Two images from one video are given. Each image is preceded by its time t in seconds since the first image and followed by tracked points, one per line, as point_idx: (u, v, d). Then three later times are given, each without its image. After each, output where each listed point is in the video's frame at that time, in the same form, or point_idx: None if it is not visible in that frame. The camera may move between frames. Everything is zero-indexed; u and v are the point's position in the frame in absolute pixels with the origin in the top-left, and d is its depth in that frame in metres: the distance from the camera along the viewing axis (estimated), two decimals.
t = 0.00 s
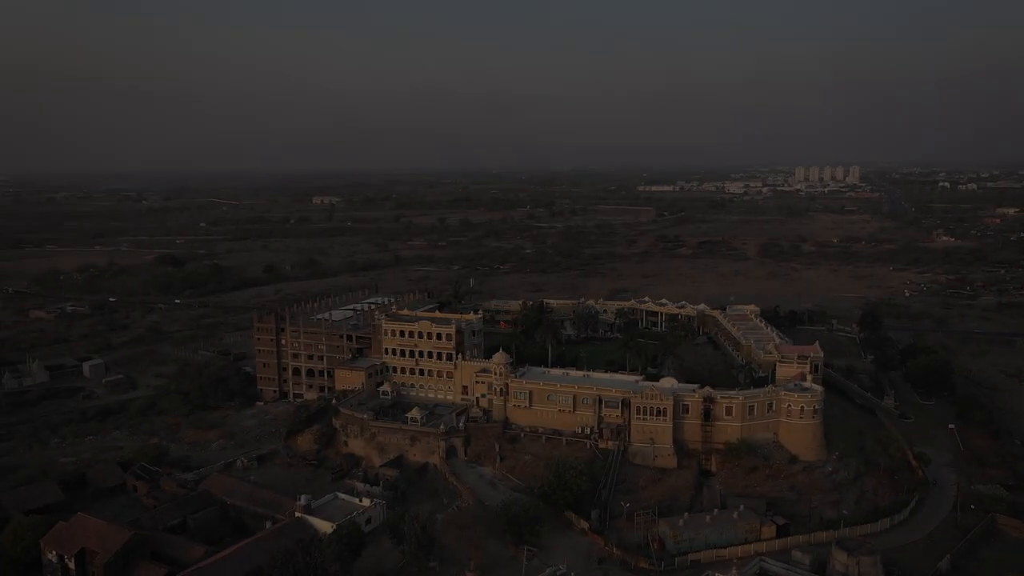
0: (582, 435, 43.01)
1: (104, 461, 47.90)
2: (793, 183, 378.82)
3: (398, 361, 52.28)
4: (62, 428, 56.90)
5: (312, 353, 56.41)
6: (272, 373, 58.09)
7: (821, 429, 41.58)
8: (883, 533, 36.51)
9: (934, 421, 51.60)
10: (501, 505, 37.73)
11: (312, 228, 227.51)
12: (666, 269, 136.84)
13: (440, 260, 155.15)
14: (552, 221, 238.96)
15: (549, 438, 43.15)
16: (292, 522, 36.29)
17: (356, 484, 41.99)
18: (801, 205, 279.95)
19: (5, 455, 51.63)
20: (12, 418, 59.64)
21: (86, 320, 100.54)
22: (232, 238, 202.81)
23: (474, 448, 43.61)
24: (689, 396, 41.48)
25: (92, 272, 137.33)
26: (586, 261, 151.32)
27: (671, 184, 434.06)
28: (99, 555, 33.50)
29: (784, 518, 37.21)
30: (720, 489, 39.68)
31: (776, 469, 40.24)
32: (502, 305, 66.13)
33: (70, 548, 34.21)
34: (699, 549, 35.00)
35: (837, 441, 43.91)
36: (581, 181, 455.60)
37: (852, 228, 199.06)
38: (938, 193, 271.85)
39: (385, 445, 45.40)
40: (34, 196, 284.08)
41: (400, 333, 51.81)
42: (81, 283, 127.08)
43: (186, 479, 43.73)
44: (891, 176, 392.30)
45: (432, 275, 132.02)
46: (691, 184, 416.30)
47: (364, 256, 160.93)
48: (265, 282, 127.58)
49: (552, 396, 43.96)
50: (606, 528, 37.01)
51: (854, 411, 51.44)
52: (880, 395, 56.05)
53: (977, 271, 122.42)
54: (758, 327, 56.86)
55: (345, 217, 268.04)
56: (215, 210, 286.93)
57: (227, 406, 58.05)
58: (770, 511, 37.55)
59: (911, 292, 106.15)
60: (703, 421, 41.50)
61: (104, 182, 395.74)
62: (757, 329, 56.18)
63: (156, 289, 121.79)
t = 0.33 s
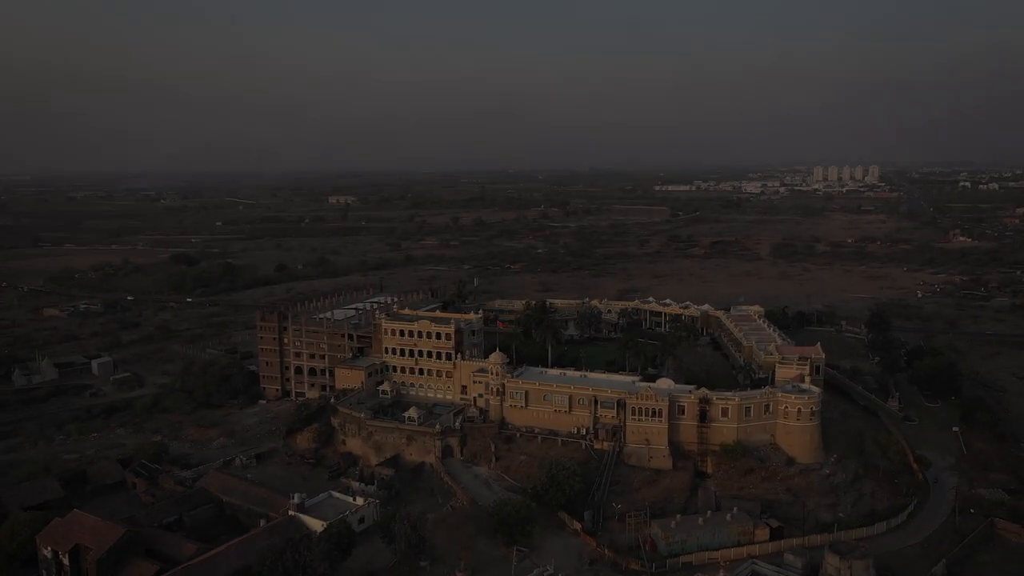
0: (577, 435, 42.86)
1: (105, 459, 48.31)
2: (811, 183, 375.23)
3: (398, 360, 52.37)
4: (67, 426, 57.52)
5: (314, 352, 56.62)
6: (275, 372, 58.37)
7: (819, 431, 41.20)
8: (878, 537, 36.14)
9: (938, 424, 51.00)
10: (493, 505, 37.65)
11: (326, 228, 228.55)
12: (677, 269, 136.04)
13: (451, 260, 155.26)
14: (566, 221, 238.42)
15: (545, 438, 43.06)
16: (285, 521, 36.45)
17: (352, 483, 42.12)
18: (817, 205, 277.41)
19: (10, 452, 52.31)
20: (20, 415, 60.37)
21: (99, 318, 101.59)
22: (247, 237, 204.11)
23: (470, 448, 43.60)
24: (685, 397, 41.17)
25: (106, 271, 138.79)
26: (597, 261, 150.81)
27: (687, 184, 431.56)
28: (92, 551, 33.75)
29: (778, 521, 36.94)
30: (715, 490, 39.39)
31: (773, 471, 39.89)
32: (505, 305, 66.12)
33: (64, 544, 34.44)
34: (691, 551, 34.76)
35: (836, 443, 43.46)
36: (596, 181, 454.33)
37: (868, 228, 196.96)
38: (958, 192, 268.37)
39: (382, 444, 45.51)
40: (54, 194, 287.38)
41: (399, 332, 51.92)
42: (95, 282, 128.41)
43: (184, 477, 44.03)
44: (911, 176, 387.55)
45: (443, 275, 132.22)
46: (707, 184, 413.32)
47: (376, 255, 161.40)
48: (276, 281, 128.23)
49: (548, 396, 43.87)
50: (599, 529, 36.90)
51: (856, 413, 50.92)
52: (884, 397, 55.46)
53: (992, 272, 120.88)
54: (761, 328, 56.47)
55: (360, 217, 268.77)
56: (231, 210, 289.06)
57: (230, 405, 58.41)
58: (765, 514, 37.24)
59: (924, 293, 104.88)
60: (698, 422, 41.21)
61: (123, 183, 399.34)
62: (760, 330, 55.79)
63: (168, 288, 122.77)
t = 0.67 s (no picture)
0: (574, 436, 42.75)
1: (108, 456, 48.82)
2: (830, 182, 371.76)
3: (398, 359, 52.51)
4: (73, 423, 58.18)
5: (317, 351, 56.85)
6: (279, 370, 58.68)
7: (816, 433, 40.84)
8: (874, 542, 35.76)
9: (942, 427, 50.35)
10: (486, 505, 37.62)
11: (341, 227, 229.47)
12: (689, 269, 135.35)
13: (463, 259, 155.46)
14: (581, 220, 237.88)
15: (541, 438, 42.99)
16: (278, 519, 36.67)
17: (348, 482, 42.24)
18: (835, 204, 274.96)
19: (18, 449, 53.03)
20: (29, 412, 61.14)
21: (113, 316, 102.59)
22: (262, 236, 205.42)
23: (466, 448, 43.59)
24: (681, 398, 40.92)
25: (122, 270, 140.25)
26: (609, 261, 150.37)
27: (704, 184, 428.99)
28: (87, 547, 34.09)
29: (773, 524, 36.68)
30: (710, 492, 39.13)
31: (769, 474, 39.57)
32: (509, 305, 66.08)
33: (60, 540, 34.82)
34: (683, 553, 34.56)
35: (836, 445, 43.02)
36: (613, 181, 452.95)
37: (885, 228, 194.94)
38: (979, 193, 264.92)
39: (380, 443, 45.62)
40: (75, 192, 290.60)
41: (400, 332, 52.05)
42: (110, 280, 129.82)
43: (183, 474, 44.43)
44: (932, 176, 383.11)
45: (454, 274, 132.44)
46: (725, 184, 410.90)
47: (388, 254, 161.93)
48: (288, 280, 129.03)
49: (545, 396, 43.80)
50: (592, 530, 36.80)
51: (859, 415, 50.41)
52: (890, 399, 54.85)
53: (1009, 273, 119.21)
54: (764, 330, 55.99)
55: (375, 216, 269.66)
56: (248, 209, 290.98)
57: (234, 403, 58.74)
58: (759, 516, 36.96)
59: (938, 294, 103.68)
60: (695, 423, 40.94)
61: (144, 181, 403.63)
62: (763, 332, 55.34)
63: (181, 286, 123.83)
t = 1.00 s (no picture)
0: (569, 436, 42.65)
1: (111, 452, 49.35)
2: (850, 183, 368.34)
3: (399, 358, 52.64)
4: (81, 419, 58.88)
5: (319, 350, 57.10)
6: (282, 369, 59.01)
7: (814, 436, 40.46)
8: (870, 545, 35.40)
9: (947, 430, 49.69)
10: (478, 505, 37.60)
11: (356, 226, 230.45)
12: (701, 269, 134.73)
13: (475, 259, 155.72)
14: (595, 220, 237.37)
15: (537, 438, 42.92)
16: (272, 517, 36.88)
17: (344, 480, 42.42)
18: (854, 204, 272.54)
19: (24, 445, 53.71)
20: (38, 408, 61.97)
21: (126, 315, 103.71)
22: (278, 236, 206.86)
23: (463, 447, 43.64)
24: (677, 400, 40.69)
25: (138, 268, 141.63)
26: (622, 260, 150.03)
27: (722, 184, 426.58)
28: (82, 543, 34.48)
29: (767, 526, 36.39)
30: (705, 494, 38.87)
31: (765, 476, 39.25)
32: (513, 305, 66.04)
33: (56, 535, 35.23)
34: (675, 555, 34.38)
35: (835, 447, 42.59)
36: (630, 181, 451.53)
37: (903, 229, 192.87)
38: (1001, 193, 261.41)
39: (377, 442, 45.77)
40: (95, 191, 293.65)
41: (400, 331, 52.23)
42: (125, 279, 131.10)
43: (183, 471, 44.84)
44: (955, 176, 378.60)
45: (465, 274, 132.77)
46: (743, 184, 408.31)
47: (401, 254, 162.53)
48: (301, 279, 129.90)
49: (541, 396, 43.73)
50: (585, 531, 36.72)
51: (863, 417, 49.92)
52: (895, 401, 54.26)
53: None
54: (767, 330, 55.59)
55: (390, 216, 270.64)
56: (265, 209, 293.15)
57: (238, 400, 59.16)
58: (753, 519, 36.70)
59: (953, 295, 102.49)
60: (691, 424, 40.68)
61: (164, 181, 407.49)
62: (766, 332, 54.94)
63: (195, 284, 124.96)
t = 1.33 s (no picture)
0: (564, 437, 42.57)
1: (113, 449, 49.85)
2: (870, 183, 364.74)
3: (399, 358, 52.79)
4: (87, 416, 59.53)
5: (322, 349, 57.30)
6: (286, 368, 59.33)
7: (810, 438, 40.10)
8: (864, 550, 35.04)
9: (951, 434, 49.04)
10: (471, 505, 37.61)
11: (371, 226, 231.33)
12: (713, 269, 133.98)
13: (487, 258, 155.87)
14: (610, 220, 236.74)
15: (532, 439, 42.91)
16: (265, 515, 37.11)
17: (340, 479, 42.62)
18: (873, 204, 270.00)
19: (30, 441, 54.40)
20: (46, 405, 62.74)
21: (139, 313, 104.73)
22: (293, 235, 208.09)
23: (458, 446, 43.70)
24: (671, 400, 40.46)
25: (153, 267, 142.97)
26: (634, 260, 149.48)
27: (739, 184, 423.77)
28: (77, 539, 34.87)
29: (760, 529, 36.10)
30: (699, 496, 38.65)
31: (760, 478, 38.97)
32: (517, 305, 65.95)
33: (52, 530, 35.62)
34: (665, 557, 34.20)
35: (833, 450, 42.19)
36: (648, 180, 449.53)
37: (922, 229, 190.77)
38: None
39: (374, 441, 45.90)
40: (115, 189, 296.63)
41: (400, 330, 52.36)
42: (140, 277, 132.35)
43: (182, 468, 45.25)
44: (977, 176, 374.00)
45: (476, 273, 132.94)
46: (761, 184, 405.24)
47: (414, 253, 162.97)
48: (313, 278, 130.60)
49: (537, 396, 43.68)
50: (577, 532, 36.66)
51: (865, 419, 49.45)
52: (899, 404, 53.66)
53: None
54: (769, 331, 55.18)
55: (406, 215, 271.36)
56: (282, 208, 295.12)
57: (242, 399, 59.56)
58: (746, 522, 36.44)
59: (967, 296, 101.23)
60: (685, 426, 40.43)
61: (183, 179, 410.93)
62: (768, 333, 54.51)
63: (208, 283, 125.90)
